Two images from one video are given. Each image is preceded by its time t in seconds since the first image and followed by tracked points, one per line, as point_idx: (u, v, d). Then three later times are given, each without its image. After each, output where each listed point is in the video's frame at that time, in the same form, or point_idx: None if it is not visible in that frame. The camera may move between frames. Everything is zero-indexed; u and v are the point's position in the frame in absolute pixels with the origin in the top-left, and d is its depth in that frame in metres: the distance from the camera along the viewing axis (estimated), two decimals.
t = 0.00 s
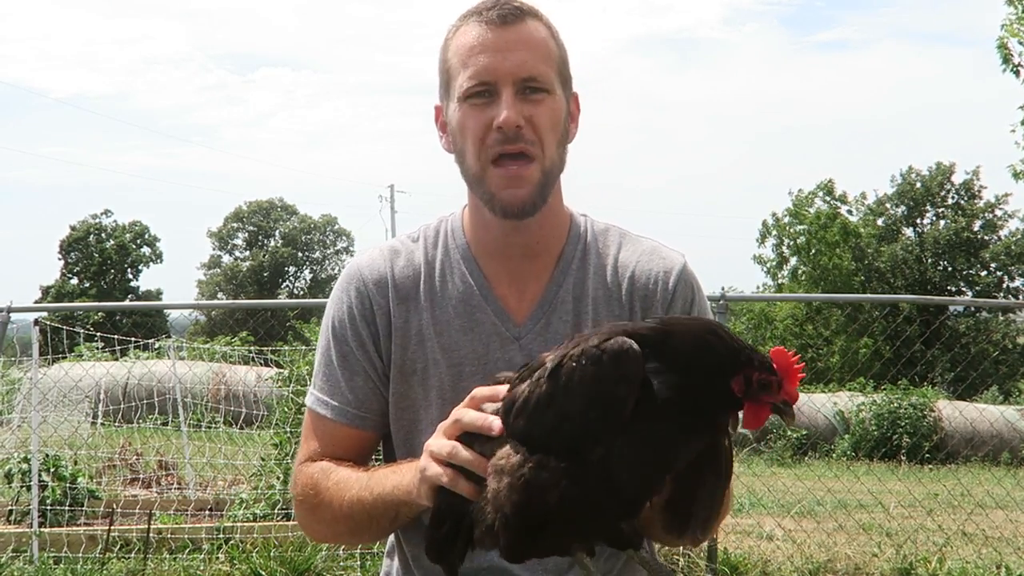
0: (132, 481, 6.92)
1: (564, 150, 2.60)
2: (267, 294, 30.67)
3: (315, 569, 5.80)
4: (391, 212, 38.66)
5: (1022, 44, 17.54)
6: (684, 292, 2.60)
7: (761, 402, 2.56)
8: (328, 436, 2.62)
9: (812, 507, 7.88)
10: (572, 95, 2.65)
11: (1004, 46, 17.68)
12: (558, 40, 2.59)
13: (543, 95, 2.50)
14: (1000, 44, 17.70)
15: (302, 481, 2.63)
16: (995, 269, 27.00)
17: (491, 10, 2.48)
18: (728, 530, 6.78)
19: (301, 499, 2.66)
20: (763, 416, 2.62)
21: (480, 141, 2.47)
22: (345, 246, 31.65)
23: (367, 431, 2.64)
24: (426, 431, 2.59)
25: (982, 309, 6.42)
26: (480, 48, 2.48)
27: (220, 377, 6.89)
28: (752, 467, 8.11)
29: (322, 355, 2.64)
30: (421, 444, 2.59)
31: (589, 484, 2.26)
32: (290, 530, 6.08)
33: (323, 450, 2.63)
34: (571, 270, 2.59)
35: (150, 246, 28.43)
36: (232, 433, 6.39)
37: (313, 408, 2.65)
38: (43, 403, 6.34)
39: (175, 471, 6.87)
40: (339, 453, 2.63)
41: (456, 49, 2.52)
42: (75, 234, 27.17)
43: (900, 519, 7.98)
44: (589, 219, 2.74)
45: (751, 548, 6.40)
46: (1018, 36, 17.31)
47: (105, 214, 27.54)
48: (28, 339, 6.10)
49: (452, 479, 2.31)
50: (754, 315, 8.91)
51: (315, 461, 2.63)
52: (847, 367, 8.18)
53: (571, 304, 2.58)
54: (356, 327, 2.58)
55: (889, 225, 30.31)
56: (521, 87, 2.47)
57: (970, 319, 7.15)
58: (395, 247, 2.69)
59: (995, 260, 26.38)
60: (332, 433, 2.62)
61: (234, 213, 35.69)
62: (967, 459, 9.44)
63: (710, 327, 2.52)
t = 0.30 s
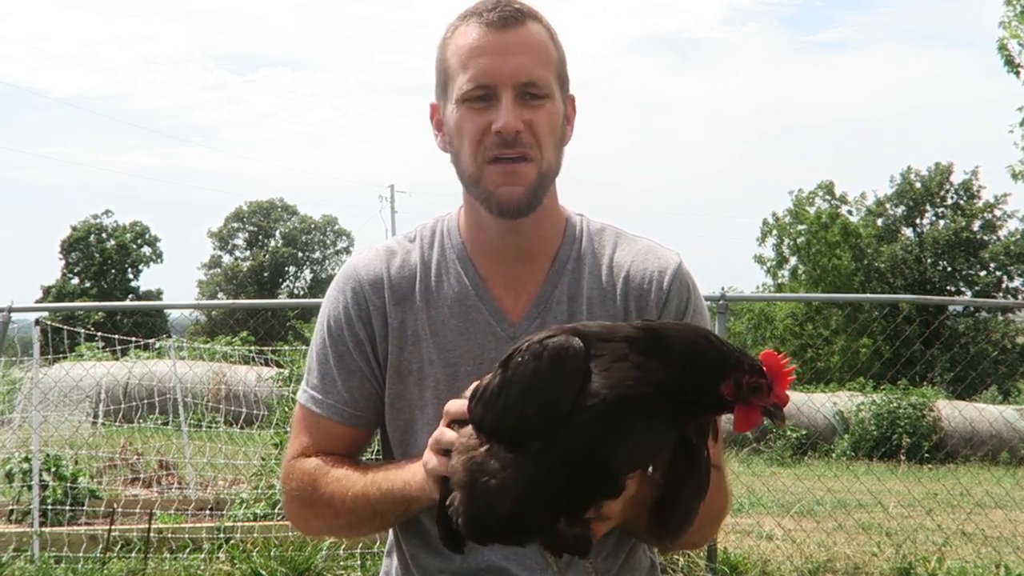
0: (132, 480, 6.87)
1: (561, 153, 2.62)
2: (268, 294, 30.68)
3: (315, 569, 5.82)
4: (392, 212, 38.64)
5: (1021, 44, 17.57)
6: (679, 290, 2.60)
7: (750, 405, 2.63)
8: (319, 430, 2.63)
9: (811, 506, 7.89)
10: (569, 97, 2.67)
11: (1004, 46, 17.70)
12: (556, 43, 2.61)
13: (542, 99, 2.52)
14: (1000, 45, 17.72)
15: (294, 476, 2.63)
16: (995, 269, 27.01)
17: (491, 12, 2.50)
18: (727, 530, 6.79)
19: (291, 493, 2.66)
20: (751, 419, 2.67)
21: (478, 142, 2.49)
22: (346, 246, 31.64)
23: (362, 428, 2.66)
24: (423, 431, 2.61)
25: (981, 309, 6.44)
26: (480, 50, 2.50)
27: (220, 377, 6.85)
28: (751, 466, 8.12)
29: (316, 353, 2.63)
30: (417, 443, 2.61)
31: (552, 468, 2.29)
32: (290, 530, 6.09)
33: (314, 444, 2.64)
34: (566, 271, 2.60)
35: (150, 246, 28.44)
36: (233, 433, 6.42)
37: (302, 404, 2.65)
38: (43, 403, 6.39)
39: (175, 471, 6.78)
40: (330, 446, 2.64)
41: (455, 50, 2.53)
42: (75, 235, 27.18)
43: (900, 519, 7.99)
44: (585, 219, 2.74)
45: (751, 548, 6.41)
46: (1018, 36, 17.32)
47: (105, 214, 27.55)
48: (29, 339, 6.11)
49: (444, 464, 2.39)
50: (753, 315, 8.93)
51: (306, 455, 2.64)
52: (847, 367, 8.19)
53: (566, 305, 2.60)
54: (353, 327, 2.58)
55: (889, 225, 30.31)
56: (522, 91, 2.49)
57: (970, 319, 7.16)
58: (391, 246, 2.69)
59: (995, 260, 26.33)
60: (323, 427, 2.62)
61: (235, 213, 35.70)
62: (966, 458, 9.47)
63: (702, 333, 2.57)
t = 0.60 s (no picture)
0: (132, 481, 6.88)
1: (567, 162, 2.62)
2: (268, 293, 30.68)
3: (315, 569, 5.83)
4: (391, 212, 38.63)
5: (1022, 44, 17.59)
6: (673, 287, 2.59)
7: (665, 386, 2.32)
8: (315, 432, 2.62)
9: (811, 506, 7.90)
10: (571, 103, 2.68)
11: (1004, 46, 17.71)
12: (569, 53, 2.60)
13: (561, 113, 2.52)
14: (1001, 45, 17.73)
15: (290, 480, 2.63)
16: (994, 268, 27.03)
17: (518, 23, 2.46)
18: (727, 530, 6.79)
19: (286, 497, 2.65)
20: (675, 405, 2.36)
21: (498, 153, 2.47)
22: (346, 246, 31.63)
23: (358, 428, 2.66)
24: (419, 433, 2.61)
25: (981, 309, 6.45)
26: (503, 60, 2.46)
27: (220, 377, 6.77)
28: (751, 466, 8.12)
29: (312, 354, 2.63)
30: (413, 442, 2.62)
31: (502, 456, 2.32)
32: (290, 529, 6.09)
33: (310, 445, 2.63)
34: (560, 270, 2.61)
35: (150, 246, 28.44)
36: (232, 433, 6.43)
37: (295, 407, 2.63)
38: (42, 404, 6.40)
39: (175, 471, 6.80)
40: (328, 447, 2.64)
41: (478, 56, 2.49)
42: (75, 235, 27.20)
43: (899, 519, 7.99)
44: (579, 218, 2.74)
45: (750, 548, 6.40)
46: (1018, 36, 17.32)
47: (105, 214, 27.55)
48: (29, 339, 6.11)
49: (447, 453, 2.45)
50: (753, 315, 8.93)
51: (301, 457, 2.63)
52: (847, 367, 8.19)
53: (560, 303, 2.61)
54: (348, 328, 2.58)
55: (890, 225, 30.30)
56: (544, 105, 2.48)
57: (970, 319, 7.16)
58: (387, 247, 2.68)
59: (995, 260, 26.21)
60: (320, 430, 2.62)
61: (235, 213, 35.70)
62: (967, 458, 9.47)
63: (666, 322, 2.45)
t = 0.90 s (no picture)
0: (132, 481, 6.83)
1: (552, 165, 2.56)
2: (268, 293, 30.68)
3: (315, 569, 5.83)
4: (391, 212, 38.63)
5: None
6: (663, 278, 2.55)
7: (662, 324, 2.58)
8: (304, 448, 2.65)
9: (811, 506, 7.90)
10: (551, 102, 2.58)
11: (1005, 46, 17.70)
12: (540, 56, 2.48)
13: (540, 126, 2.44)
14: (1002, 45, 17.72)
15: (287, 503, 2.65)
16: (994, 269, 27.05)
17: (485, 45, 2.34)
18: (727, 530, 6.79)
19: (286, 525, 2.67)
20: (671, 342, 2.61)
21: (485, 179, 2.43)
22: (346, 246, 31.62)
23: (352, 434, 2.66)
24: (414, 433, 2.54)
25: (981, 309, 6.44)
26: (477, 86, 2.37)
27: (220, 378, 6.74)
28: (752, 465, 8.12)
29: (302, 366, 2.61)
30: (407, 447, 2.57)
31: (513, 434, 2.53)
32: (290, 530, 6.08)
33: (297, 471, 2.67)
34: (549, 268, 2.53)
35: (150, 246, 28.45)
36: (232, 434, 6.47)
37: (283, 427, 2.69)
38: (42, 404, 6.39)
39: (175, 471, 6.74)
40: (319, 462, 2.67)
41: (451, 83, 2.40)
42: (75, 234, 27.22)
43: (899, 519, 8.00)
44: (568, 213, 2.68)
45: (750, 548, 6.40)
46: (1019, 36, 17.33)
47: (105, 214, 27.57)
48: (28, 339, 6.10)
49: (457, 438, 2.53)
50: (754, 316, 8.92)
51: (296, 478, 2.67)
52: (847, 367, 8.19)
53: (552, 299, 2.55)
54: (337, 339, 2.55)
55: (889, 225, 30.32)
56: (524, 124, 2.40)
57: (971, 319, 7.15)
58: (375, 255, 2.62)
59: (995, 260, 26.52)
60: (309, 443, 2.65)
61: (235, 213, 35.71)
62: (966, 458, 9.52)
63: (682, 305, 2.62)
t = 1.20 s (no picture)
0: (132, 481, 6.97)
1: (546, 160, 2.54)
2: (268, 293, 30.68)
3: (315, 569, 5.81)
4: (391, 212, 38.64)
5: (1022, 46, 17.60)
6: (660, 279, 2.61)
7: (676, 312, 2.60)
8: (328, 470, 2.60)
9: (811, 506, 7.89)
10: (561, 109, 2.63)
11: (1004, 47, 17.70)
12: (558, 52, 2.57)
13: (535, 100, 2.46)
14: (1000, 47, 17.72)
15: (312, 528, 2.60)
16: (995, 269, 27.05)
17: (499, 8, 2.46)
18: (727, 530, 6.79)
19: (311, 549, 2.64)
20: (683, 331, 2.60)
21: (465, 129, 2.43)
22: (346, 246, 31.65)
23: (361, 443, 2.60)
24: (413, 437, 2.53)
25: (981, 309, 6.44)
26: (482, 43, 2.45)
27: (220, 377, 6.89)
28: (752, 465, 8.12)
29: (304, 373, 2.57)
30: (407, 450, 2.54)
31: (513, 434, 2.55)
32: (289, 530, 6.07)
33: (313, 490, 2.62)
34: (547, 267, 2.52)
35: (150, 246, 28.48)
36: (232, 434, 6.36)
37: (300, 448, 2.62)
38: (43, 404, 6.37)
39: (175, 471, 6.87)
40: (342, 484, 2.62)
41: (458, 41, 2.49)
42: (75, 234, 27.24)
43: (899, 519, 8.00)
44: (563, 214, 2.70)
45: (751, 548, 6.40)
46: (1019, 37, 17.35)
47: (105, 214, 27.61)
48: (28, 339, 6.09)
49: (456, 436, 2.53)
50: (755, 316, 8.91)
51: (320, 501, 2.62)
52: (848, 366, 8.18)
53: (550, 300, 2.53)
54: (336, 343, 2.51)
55: (890, 225, 30.33)
56: (518, 89, 2.44)
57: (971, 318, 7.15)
58: (369, 259, 2.60)
59: (995, 260, 26.53)
60: (334, 465, 2.60)
61: (236, 212, 35.70)
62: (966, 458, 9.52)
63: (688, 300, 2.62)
